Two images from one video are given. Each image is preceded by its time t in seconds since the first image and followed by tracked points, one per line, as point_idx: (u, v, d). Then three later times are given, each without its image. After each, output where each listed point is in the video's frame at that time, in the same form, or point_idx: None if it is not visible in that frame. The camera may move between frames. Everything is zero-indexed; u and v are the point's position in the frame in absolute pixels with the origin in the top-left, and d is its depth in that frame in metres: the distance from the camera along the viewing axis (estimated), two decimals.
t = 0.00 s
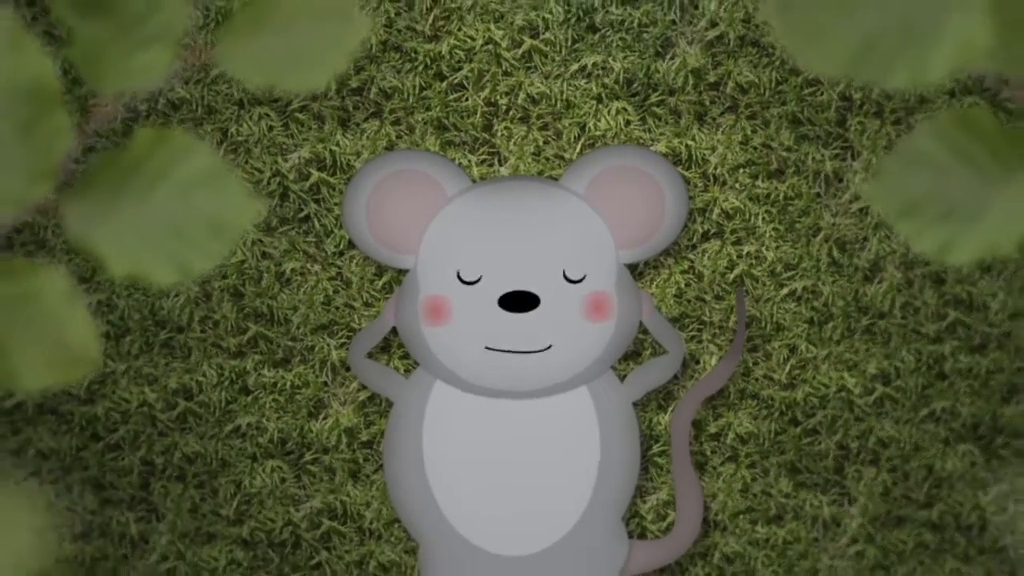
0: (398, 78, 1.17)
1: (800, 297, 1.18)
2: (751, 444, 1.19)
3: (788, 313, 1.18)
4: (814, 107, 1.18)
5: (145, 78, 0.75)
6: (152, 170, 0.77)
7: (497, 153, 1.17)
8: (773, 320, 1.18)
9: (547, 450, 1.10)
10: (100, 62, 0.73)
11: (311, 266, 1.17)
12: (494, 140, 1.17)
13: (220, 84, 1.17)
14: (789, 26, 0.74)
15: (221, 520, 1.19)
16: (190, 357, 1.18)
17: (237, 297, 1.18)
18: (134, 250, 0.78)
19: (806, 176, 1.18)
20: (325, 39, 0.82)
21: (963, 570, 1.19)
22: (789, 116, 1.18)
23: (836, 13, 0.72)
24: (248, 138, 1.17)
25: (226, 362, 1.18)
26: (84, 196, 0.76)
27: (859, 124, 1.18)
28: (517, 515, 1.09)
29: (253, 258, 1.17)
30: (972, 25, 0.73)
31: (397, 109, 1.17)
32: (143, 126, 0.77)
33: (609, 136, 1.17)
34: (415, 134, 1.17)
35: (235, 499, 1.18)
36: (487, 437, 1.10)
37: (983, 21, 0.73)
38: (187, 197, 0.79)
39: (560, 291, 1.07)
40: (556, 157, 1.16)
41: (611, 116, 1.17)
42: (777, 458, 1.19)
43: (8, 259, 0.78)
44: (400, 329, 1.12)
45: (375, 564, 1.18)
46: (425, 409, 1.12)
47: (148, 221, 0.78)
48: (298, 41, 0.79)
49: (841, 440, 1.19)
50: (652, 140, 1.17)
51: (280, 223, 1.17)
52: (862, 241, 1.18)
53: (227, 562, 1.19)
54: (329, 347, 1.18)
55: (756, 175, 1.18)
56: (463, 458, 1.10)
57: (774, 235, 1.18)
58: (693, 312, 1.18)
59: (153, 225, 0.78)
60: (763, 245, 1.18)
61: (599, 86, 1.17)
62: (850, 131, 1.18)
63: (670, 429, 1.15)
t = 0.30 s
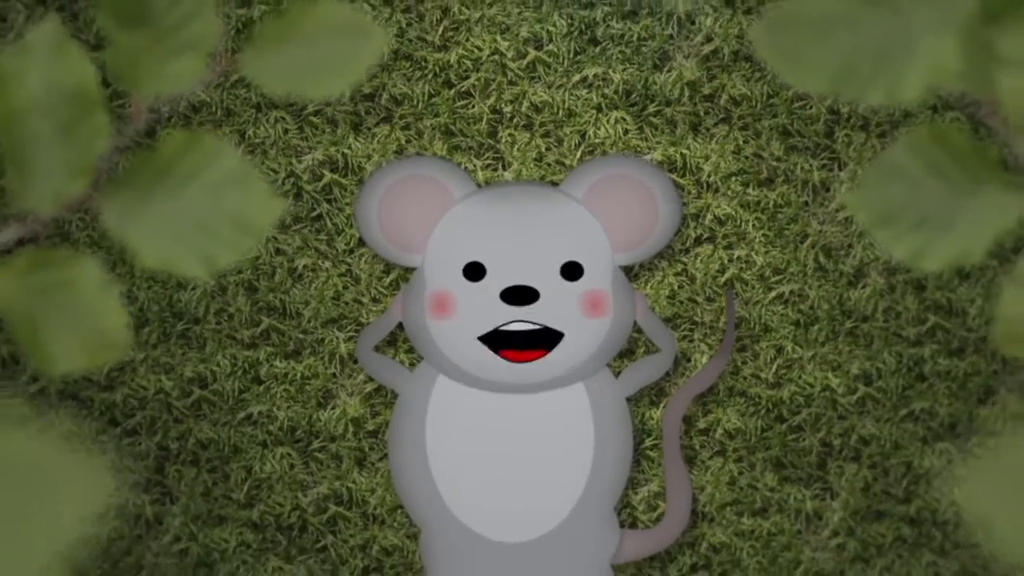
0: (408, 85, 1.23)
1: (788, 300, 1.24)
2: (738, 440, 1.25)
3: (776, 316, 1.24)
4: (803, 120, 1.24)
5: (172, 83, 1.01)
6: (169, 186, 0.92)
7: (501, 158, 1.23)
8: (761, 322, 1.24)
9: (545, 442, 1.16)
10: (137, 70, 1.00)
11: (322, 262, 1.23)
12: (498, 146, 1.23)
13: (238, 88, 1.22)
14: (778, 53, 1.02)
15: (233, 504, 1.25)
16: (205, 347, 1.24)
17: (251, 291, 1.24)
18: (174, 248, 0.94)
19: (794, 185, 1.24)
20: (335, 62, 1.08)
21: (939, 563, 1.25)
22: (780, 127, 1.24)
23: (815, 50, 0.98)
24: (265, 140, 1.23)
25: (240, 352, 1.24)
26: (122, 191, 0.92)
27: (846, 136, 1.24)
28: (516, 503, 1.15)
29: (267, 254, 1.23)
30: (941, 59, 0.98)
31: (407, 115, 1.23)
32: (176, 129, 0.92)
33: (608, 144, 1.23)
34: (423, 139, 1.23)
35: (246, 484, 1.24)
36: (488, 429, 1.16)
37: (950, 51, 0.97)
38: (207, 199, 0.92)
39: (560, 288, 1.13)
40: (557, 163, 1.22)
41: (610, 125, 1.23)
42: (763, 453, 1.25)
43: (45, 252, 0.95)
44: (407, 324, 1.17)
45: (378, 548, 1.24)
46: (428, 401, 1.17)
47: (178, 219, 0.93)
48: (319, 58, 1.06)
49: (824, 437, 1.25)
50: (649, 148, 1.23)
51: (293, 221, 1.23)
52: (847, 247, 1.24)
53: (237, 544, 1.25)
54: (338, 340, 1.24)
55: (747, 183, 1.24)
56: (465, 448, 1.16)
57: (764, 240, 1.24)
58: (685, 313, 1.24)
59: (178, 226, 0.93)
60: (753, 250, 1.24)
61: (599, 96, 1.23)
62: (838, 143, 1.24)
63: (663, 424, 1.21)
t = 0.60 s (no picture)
0: (417, 92, 1.29)
1: (776, 303, 1.30)
2: (726, 435, 1.31)
3: (764, 317, 1.30)
4: (793, 131, 1.30)
5: (202, 92, 0.97)
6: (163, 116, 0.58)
7: (505, 163, 1.29)
8: (750, 323, 1.30)
9: (543, 434, 1.22)
10: (170, 77, 0.95)
11: (332, 259, 1.29)
12: (502, 152, 1.29)
13: (256, 92, 1.28)
14: (773, 71, 0.92)
15: (243, 489, 1.31)
16: (219, 338, 1.30)
17: (264, 286, 1.30)
18: (200, 241, 0.92)
19: (784, 193, 1.30)
20: (360, 75, 1.11)
21: (916, 556, 1.31)
22: (771, 138, 1.30)
23: (798, 65, 0.89)
24: (280, 142, 1.29)
25: (253, 344, 1.30)
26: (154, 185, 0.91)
27: (834, 147, 1.30)
28: (513, 492, 1.21)
29: (280, 250, 1.29)
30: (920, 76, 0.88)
31: (416, 120, 1.29)
32: (201, 133, 0.92)
33: (607, 152, 1.29)
34: (431, 143, 1.29)
35: (255, 469, 1.30)
36: (488, 421, 1.22)
37: (929, 71, 0.87)
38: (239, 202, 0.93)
39: (559, 287, 1.19)
40: (558, 168, 1.28)
41: (609, 133, 1.29)
42: (751, 449, 1.31)
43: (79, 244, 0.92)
44: (412, 320, 1.23)
45: (381, 533, 1.30)
46: (431, 394, 1.23)
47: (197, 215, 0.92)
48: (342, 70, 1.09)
49: (809, 434, 1.31)
50: (646, 156, 1.29)
51: (305, 220, 1.29)
52: (833, 253, 1.30)
53: (246, 527, 1.31)
54: (347, 334, 1.30)
55: (739, 190, 1.30)
56: (466, 439, 1.22)
57: (754, 245, 1.30)
58: (678, 313, 1.30)
59: (200, 224, 0.92)
60: (744, 254, 1.30)
61: (599, 106, 1.29)
62: (826, 154, 1.30)
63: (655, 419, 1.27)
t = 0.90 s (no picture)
0: (426, 98, 1.35)
1: (765, 305, 1.36)
2: (716, 431, 1.37)
3: (754, 319, 1.36)
4: (784, 142, 1.36)
5: (230, 97, 1.10)
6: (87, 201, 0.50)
7: (508, 168, 1.35)
8: (741, 324, 1.36)
9: (540, 427, 1.27)
10: (197, 85, 1.09)
11: (342, 256, 1.35)
12: (506, 157, 1.35)
13: (272, 96, 1.35)
14: (759, 90, 1.10)
15: (252, 474, 1.37)
16: (233, 330, 1.36)
17: (277, 281, 1.36)
18: (224, 239, 1.02)
19: (775, 201, 1.36)
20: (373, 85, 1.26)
21: (896, 550, 1.37)
22: (763, 148, 1.36)
23: (788, 90, 1.05)
24: (294, 144, 1.35)
25: (264, 336, 1.36)
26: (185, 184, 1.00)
27: (823, 158, 1.36)
28: (511, 482, 1.27)
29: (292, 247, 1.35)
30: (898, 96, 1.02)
31: (424, 125, 1.35)
32: (225, 136, 1.01)
33: (606, 158, 1.35)
34: (438, 147, 1.35)
35: (265, 456, 1.36)
36: (489, 414, 1.28)
37: (907, 91, 1.02)
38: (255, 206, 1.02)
39: (558, 289, 1.24)
40: (559, 173, 1.35)
41: (609, 141, 1.35)
42: (739, 445, 1.37)
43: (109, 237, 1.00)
44: (417, 316, 1.29)
45: (384, 520, 1.36)
46: (434, 388, 1.29)
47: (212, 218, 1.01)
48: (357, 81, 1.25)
49: (794, 432, 1.37)
50: (644, 163, 1.35)
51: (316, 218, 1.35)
52: (821, 259, 1.36)
53: (255, 511, 1.37)
54: (354, 328, 1.36)
55: (732, 198, 1.36)
56: (467, 431, 1.28)
57: (745, 250, 1.36)
58: (671, 313, 1.36)
59: (222, 224, 1.01)
60: (735, 258, 1.36)
61: (600, 114, 1.35)
62: (815, 164, 1.36)
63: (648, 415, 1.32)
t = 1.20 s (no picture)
0: (434, 104, 1.41)
1: (755, 308, 1.42)
2: (706, 428, 1.43)
3: (744, 321, 1.42)
4: (775, 152, 1.42)
5: (250, 103, 1.06)
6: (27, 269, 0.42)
7: (511, 172, 1.41)
8: (731, 326, 1.42)
9: (538, 421, 1.33)
10: (222, 90, 1.05)
11: (351, 254, 1.42)
12: (509, 161, 1.41)
13: (287, 99, 1.41)
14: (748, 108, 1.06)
15: (261, 461, 1.43)
16: (245, 323, 1.42)
17: (288, 276, 1.42)
18: (245, 238, 1.05)
19: (766, 209, 1.42)
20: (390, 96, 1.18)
21: (877, 545, 1.43)
22: (756, 158, 1.42)
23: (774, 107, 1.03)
24: (307, 146, 1.41)
25: (275, 329, 1.42)
26: (206, 183, 1.03)
27: (813, 168, 1.42)
28: (509, 473, 1.33)
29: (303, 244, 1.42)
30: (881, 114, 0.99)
31: (432, 130, 1.41)
32: (247, 138, 1.04)
33: (605, 165, 1.41)
34: (445, 151, 1.41)
35: (274, 444, 1.42)
36: (489, 407, 1.34)
37: (886, 110, 0.99)
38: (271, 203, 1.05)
39: (557, 289, 1.30)
40: (560, 178, 1.41)
41: (608, 148, 1.41)
42: (728, 441, 1.43)
43: (136, 231, 1.03)
44: (422, 312, 1.35)
45: (386, 507, 1.42)
46: (438, 381, 1.35)
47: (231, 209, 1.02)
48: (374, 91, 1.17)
49: (781, 429, 1.43)
50: (641, 169, 1.42)
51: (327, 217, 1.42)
52: (809, 264, 1.42)
53: (263, 496, 1.43)
54: (361, 322, 1.42)
55: (725, 204, 1.42)
56: (467, 423, 1.34)
57: (737, 255, 1.42)
58: (665, 314, 1.42)
59: (245, 224, 1.04)
60: (727, 262, 1.42)
61: (600, 122, 1.41)
62: (805, 173, 1.42)
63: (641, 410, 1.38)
